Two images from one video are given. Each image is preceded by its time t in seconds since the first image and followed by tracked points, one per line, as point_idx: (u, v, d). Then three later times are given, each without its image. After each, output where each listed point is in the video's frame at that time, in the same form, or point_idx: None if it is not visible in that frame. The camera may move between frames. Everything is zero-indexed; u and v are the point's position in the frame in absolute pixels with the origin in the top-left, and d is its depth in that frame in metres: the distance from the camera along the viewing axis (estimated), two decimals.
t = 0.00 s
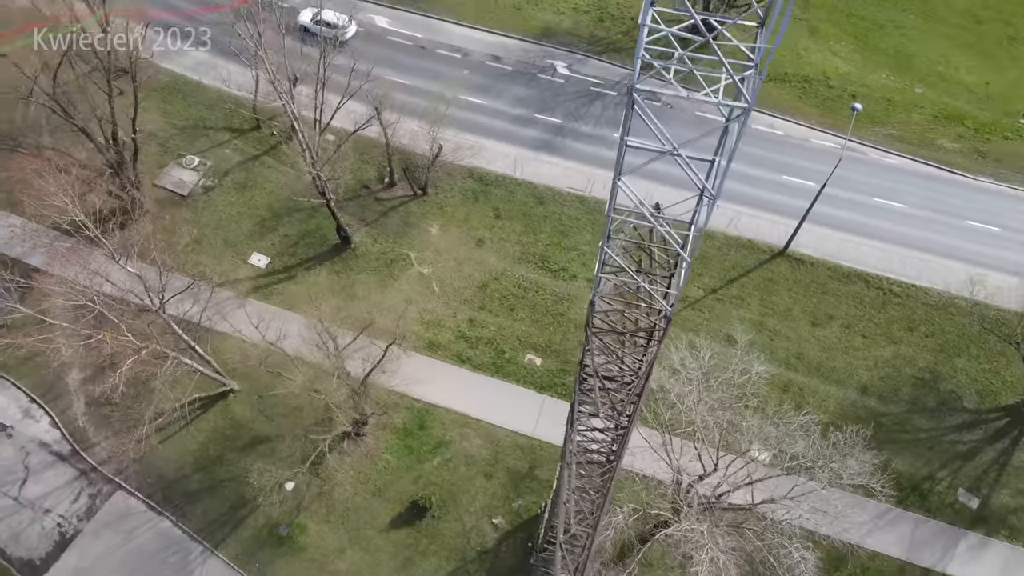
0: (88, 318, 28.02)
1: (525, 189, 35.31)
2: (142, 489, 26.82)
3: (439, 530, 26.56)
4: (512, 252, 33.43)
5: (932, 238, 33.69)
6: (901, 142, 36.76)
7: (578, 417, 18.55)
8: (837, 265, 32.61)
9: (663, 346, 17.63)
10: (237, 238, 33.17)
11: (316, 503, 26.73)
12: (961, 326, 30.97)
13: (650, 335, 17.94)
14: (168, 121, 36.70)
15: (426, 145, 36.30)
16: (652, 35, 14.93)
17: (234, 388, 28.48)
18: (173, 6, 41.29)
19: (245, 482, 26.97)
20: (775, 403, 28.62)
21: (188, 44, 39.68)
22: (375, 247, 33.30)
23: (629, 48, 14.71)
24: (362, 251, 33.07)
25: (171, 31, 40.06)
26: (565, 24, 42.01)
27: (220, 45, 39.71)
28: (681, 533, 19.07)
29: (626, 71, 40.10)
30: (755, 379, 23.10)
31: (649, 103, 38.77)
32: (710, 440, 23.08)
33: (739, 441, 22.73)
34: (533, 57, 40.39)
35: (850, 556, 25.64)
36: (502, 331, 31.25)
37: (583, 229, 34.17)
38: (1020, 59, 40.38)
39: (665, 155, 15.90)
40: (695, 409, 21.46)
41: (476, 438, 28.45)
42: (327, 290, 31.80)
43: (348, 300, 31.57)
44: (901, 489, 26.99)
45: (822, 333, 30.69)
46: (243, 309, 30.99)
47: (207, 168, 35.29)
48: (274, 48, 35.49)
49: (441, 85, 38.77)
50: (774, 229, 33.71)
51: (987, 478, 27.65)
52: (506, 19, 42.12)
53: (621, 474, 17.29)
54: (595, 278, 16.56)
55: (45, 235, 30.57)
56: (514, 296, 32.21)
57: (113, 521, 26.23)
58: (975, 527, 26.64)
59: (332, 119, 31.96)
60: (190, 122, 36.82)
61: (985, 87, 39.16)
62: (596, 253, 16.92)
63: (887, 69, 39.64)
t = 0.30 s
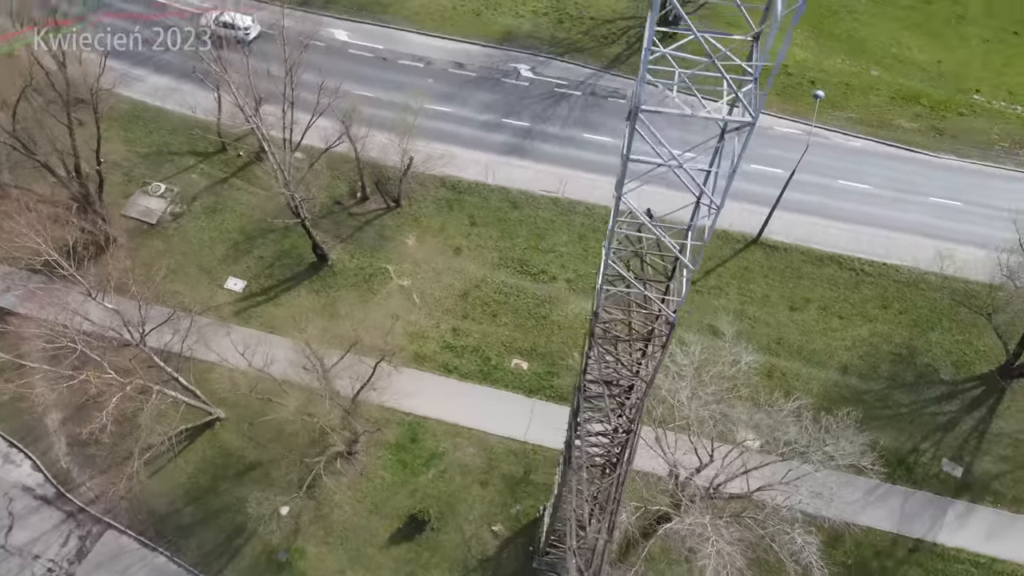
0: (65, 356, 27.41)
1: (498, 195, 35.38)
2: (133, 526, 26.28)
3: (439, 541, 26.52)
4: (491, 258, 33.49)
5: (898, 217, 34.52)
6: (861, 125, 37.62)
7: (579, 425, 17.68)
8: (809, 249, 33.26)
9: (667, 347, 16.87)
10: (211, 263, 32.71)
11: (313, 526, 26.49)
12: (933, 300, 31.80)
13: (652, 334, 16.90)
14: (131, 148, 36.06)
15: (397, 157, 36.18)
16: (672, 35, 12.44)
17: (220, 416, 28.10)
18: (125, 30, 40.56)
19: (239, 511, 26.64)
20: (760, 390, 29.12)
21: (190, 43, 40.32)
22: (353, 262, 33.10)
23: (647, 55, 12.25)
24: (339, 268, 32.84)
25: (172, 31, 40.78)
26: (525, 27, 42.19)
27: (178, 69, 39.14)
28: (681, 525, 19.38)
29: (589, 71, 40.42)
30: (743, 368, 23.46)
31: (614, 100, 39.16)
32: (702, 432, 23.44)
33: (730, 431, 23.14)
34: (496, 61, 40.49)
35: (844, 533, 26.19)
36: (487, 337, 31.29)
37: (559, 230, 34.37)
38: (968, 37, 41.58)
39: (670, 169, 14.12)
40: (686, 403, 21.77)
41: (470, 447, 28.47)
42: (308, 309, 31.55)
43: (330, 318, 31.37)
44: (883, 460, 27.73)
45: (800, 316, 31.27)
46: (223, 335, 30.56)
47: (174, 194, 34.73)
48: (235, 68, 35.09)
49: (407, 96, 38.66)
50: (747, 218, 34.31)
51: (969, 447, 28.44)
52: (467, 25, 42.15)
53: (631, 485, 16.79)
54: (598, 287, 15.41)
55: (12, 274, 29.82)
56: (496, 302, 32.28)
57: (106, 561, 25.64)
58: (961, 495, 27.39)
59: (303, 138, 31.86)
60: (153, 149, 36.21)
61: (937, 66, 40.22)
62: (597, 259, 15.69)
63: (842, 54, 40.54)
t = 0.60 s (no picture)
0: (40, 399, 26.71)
1: (469, 201, 35.38)
2: (126, 567, 25.75)
3: (440, 553, 26.48)
4: (467, 266, 33.50)
5: (861, 195, 35.38)
6: (819, 108, 38.45)
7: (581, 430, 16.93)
8: (779, 233, 33.89)
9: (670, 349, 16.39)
10: (184, 293, 32.16)
11: (312, 550, 26.25)
12: (901, 274, 32.68)
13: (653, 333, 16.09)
14: (90, 181, 35.27)
15: (364, 171, 35.98)
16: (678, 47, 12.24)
17: (206, 447, 27.66)
18: (71, 59, 39.45)
19: (235, 541, 26.31)
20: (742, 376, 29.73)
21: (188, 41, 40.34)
22: (329, 280, 32.83)
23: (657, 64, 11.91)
24: (315, 287, 32.54)
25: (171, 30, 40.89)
26: (481, 32, 42.24)
27: (131, 96, 38.36)
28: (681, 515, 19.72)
29: (549, 71, 40.64)
30: (728, 357, 23.84)
31: (576, 98, 39.44)
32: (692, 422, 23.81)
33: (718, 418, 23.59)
34: (455, 68, 40.48)
35: (836, 508, 26.80)
36: (470, 345, 31.28)
37: (532, 232, 34.51)
38: (913, 16, 42.69)
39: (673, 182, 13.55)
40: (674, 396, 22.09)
41: (462, 456, 28.46)
42: (287, 331, 31.23)
43: (310, 338, 31.09)
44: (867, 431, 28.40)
45: (775, 300, 31.86)
46: (202, 364, 30.10)
47: (139, 224, 34.04)
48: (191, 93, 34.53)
49: (370, 109, 38.44)
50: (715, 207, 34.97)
51: (946, 414, 29.29)
52: (423, 33, 42.04)
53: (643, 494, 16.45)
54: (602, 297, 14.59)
55: None
56: (476, 309, 32.30)
57: None
58: (943, 461, 28.23)
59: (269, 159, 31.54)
60: (113, 179, 35.45)
61: (885, 46, 41.28)
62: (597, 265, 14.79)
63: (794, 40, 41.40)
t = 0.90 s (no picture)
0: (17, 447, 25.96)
1: (440, 210, 35.30)
2: None
3: (441, 565, 26.47)
4: (443, 275, 33.44)
5: (824, 176, 36.19)
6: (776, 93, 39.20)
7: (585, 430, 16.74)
8: (747, 219, 34.50)
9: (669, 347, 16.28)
10: (157, 324, 31.58)
11: (311, 573, 26.03)
12: (867, 250, 33.53)
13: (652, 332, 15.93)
14: (49, 217, 34.39)
15: (332, 187, 35.67)
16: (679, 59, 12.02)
17: (195, 479, 27.21)
18: (18, 93, 38.42)
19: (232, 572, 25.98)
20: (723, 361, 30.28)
21: (189, 42, 41.07)
22: (305, 300, 32.52)
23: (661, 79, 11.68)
24: (292, 307, 32.22)
25: (170, 31, 41.57)
26: (437, 39, 42.16)
27: (85, 127, 37.44)
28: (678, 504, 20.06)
29: (508, 74, 40.76)
30: (712, 346, 24.18)
31: (537, 99, 39.61)
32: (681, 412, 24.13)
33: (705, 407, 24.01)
34: (414, 77, 40.35)
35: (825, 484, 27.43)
36: (453, 354, 31.26)
37: (505, 236, 34.60)
38: None
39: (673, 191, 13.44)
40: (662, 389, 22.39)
41: (454, 465, 28.47)
42: (267, 355, 30.86)
43: (291, 360, 30.78)
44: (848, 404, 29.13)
45: (749, 285, 32.44)
46: (183, 395, 29.60)
47: (104, 258, 33.29)
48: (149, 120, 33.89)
49: (333, 124, 38.15)
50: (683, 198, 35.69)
51: (921, 383, 30.15)
52: (380, 43, 41.81)
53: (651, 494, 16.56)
54: (603, 307, 14.29)
55: None
56: (455, 317, 32.28)
57: None
58: (922, 429, 29.06)
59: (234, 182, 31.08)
60: (73, 214, 34.60)
61: (833, 28, 42.25)
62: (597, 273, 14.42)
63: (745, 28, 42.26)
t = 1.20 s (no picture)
0: None
1: (410, 220, 35.19)
2: None
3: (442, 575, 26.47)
4: (420, 285, 33.36)
5: (784, 158, 37.00)
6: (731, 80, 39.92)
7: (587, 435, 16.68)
8: (714, 206, 35.13)
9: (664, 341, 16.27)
10: (132, 358, 30.95)
11: None
12: (832, 227, 34.36)
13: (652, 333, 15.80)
14: (8, 257, 33.43)
15: (299, 205, 35.34)
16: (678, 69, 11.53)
17: (185, 513, 26.75)
18: None
19: None
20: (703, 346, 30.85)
21: (189, 42, 41.70)
22: (281, 321, 32.16)
23: (661, 95, 11.22)
24: (269, 330, 31.85)
25: (170, 31, 42.20)
26: (392, 48, 41.98)
27: (37, 162, 36.46)
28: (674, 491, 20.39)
29: (466, 78, 40.77)
30: (694, 334, 24.57)
31: (498, 102, 39.66)
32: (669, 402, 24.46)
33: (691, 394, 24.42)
34: (372, 88, 40.10)
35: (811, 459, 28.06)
36: (436, 363, 31.21)
37: (478, 241, 34.63)
38: None
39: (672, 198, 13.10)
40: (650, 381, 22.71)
41: (448, 474, 28.47)
42: (248, 380, 30.48)
43: (273, 383, 30.43)
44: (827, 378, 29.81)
45: (721, 270, 32.99)
46: (165, 428, 29.09)
47: (70, 295, 32.49)
48: (107, 151, 33.22)
49: (294, 141, 37.77)
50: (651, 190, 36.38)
51: (894, 352, 31.01)
52: (335, 56, 41.49)
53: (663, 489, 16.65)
54: (605, 315, 13.99)
55: None
56: (435, 326, 32.23)
57: None
58: (899, 397, 29.89)
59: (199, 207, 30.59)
60: (34, 252, 33.69)
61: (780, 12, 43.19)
62: (595, 281, 14.06)
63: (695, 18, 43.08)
